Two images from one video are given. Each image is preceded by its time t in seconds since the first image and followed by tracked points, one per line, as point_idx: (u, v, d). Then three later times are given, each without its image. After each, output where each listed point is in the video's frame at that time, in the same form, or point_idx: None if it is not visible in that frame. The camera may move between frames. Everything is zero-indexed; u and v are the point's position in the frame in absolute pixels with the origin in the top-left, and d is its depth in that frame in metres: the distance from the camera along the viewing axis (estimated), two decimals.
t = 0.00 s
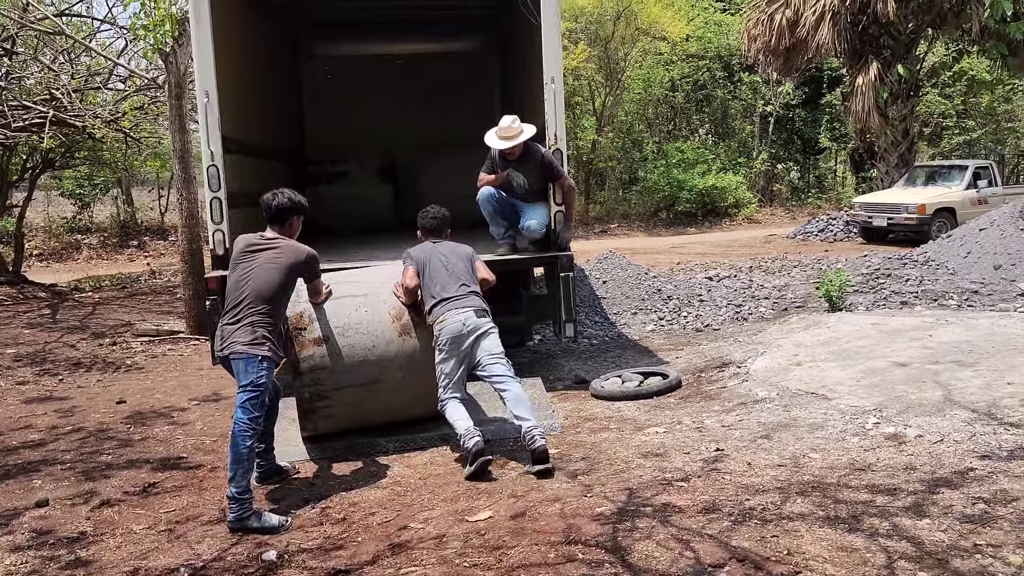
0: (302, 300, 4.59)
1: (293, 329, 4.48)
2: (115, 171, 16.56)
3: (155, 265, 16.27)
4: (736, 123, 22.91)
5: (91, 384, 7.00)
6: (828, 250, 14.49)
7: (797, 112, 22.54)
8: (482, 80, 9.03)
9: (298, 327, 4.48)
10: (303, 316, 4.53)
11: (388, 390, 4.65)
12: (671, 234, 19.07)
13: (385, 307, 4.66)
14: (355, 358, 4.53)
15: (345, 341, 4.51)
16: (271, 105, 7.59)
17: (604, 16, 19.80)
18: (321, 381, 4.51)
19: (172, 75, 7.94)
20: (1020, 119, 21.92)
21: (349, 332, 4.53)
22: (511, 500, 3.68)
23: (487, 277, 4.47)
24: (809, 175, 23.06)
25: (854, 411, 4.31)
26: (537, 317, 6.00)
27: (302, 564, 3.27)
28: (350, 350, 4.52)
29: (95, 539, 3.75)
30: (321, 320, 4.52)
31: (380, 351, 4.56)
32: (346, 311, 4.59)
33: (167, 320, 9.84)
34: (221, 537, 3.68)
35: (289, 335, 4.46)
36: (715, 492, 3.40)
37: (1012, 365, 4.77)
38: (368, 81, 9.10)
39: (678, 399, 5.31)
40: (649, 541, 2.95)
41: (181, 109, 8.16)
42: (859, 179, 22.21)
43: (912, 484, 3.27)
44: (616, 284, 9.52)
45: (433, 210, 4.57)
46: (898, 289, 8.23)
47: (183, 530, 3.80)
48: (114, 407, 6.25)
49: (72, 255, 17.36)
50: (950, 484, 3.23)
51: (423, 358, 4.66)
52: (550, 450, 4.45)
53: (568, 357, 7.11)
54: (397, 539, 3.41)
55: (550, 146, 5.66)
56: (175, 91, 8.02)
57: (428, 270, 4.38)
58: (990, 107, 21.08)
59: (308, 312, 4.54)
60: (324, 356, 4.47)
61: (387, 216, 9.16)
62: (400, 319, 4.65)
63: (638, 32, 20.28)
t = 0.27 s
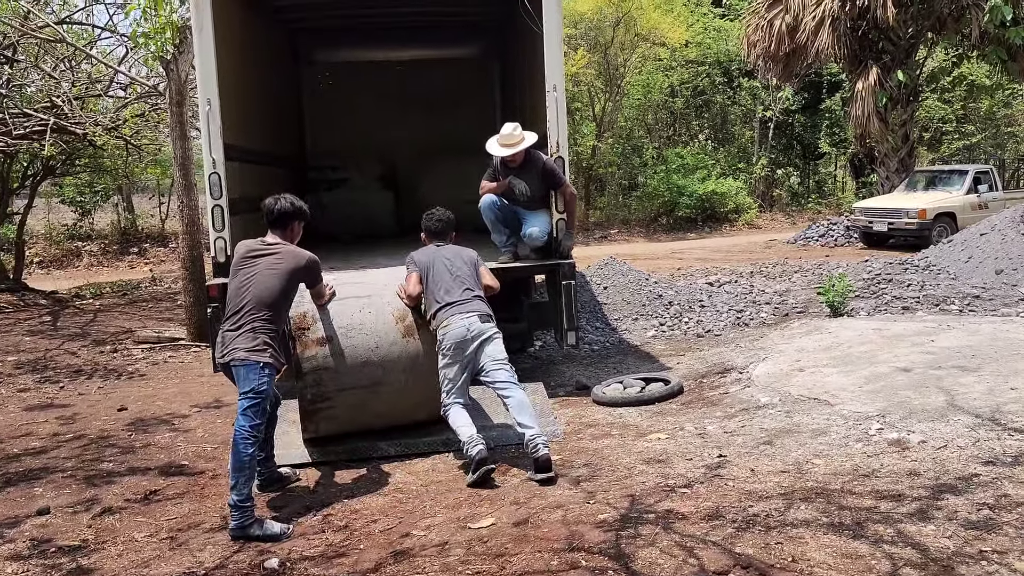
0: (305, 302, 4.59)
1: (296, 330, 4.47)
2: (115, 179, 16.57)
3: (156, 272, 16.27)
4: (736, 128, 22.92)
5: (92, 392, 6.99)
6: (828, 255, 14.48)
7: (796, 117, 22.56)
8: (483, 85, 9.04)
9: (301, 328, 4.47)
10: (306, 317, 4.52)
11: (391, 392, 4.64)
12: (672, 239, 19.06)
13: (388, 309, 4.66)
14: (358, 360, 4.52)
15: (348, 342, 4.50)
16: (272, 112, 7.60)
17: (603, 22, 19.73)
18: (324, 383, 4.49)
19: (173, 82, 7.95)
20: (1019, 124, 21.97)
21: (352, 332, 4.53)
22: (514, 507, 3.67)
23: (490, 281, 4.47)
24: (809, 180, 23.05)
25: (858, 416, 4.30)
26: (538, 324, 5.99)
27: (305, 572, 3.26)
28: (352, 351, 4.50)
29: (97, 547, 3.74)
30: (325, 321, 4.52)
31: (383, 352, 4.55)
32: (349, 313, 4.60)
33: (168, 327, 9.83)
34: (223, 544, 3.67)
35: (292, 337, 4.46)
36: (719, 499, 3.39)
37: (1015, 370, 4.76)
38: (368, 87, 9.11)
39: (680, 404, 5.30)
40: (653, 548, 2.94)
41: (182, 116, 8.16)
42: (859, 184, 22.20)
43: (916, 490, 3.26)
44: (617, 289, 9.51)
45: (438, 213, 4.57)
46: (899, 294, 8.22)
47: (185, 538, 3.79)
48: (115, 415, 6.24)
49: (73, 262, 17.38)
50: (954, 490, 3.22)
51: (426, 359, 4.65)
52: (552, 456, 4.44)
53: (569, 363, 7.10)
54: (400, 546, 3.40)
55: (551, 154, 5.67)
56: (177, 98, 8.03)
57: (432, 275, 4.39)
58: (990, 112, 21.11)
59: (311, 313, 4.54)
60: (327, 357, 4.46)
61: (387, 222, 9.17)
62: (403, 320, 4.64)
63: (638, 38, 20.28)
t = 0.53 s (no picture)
0: (305, 300, 4.60)
1: (296, 328, 4.48)
2: (116, 184, 16.59)
3: (157, 277, 16.28)
4: (736, 132, 22.95)
5: (93, 397, 7.00)
6: (829, 259, 14.49)
7: (796, 121, 22.59)
8: (483, 91, 9.06)
9: (301, 326, 4.48)
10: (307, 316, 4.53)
11: (391, 390, 4.65)
12: (672, 244, 19.06)
13: (388, 307, 4.66)
14: (358, 358, 4.52)
15: (348, 339, 4.51)
16: (273, 118, 7.61)
17: (603, 26, 19.70)
18: (324, 380, 4.49)
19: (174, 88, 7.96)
20: (1019, 127, 22.00)
21: (351, 330, 4.54)
22: (515, 511, 3.67)
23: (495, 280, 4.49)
24: (809, 184, 23.02)
25: (859, 420, 4.30)
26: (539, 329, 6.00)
27: None
28: (352, 348, 4.51)
29: (98, 552, 3.74)
30: (324, 318, 4.53)
31: (382, 350, 4.55)
32: (348, 310, 4.61)
33: (169, 332, 9.84)
34: (224, 550, 3.66)
35: (292, 335, 4.46)
36: (720, 503, 3.39)
37: (1016, 373, 4.76)
38: (369, 91, 9.13)
39: (681, 409, 5.30)
40: (654, 552, 2.94)
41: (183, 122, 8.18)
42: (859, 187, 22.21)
43: (917, 493, 3.26)
44: (617, 293, 9.51)
45: (445, 205, 4.55)
46: (899, 298, 8.22)
47: (186, 543, 3.79)
48: (116, 420, 6.24)
49: (74, 268, 17.40)
50: (956, 493, 3.22)
51: (426, 358, 4.63)
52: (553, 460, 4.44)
53: (570, 368, 7.10)
54: (401, 550, 3.40)
55: (552, 159, 5.69)
56: (177, 104, 8.04)
57: (438, 271, 4.36)
58: (989, 115, 21.14)
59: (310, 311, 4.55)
60: (327, 355, 4.46)
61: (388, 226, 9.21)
62: (403, 317, 4.64)
63: (637, 43, 20.28)
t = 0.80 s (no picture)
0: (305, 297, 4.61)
1: (296, 326, 4.48)
2: (117, 190, 16.62)
3: (157, 282, 16.29)
4: (735, 135, 22.97)
5: (93, 403, 7.00)
6: (829, 261, 14.49)
7: (796, 124, 22.61)
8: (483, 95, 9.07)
9: (301, 323, 4.48)
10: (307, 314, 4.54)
11: (391, 388, 4.65)
12: (672, 247, 19.07)
13: (388, 304, 4.66)
14: (358, 356, 4.52)
15: (348, 337, 4.51)
16: (274, 124, 7.63)
17: (602, 30, 19.69)
18: (324, 378, 4.50)
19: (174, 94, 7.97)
20: (1019, 129, 22.02)
21: (351, 327, 4.54)
22: (515, 516, 3.67)
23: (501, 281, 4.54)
24: (809, 187, 23.03)
25: (859, 423, 4.31)
26: (539, 332, 6.01)
27: None
28: (352, 346, 4.51)
29: (99, 558, 3.74)
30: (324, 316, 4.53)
31: (382, 348, 4.55)
32: (348, 308, 4.61)
33: (170, 337, 9.84)
34: (224, 555, 3.66)
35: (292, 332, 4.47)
36: (721, 507, 3.39)
37: (1016, 376, 4.76)
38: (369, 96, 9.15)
39: (681, 412, 5.30)
40: (655, 556, 2.94)
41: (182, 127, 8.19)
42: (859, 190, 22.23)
43: (917, 496, 3.26)
44: (617, 297, 9.52)
45: (452, 199, 4.55)
46: (899, 300, 8.23)
47: (187, 549, 3.78)
48: (116, 425, 6.24)
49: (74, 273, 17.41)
50: (956, 496, 3.22)
51: (425, 356, 4.63)
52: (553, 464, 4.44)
53: (570, 371, 7.10)
54: (402, 555, 3.40)
55: (551, 163, 5.71)
56: (177, 109, 8.05)
57: (451, 266, 4.32)
58: (989, 117, 21.17)
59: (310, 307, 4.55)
60: (326, 352, 4.47)
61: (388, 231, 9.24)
62: (403, 315, 4.64)
63: (637, 46, 20.27)
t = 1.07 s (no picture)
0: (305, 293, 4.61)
1: (297, 322, 4.49)
2: (117, 194, 16.64)
3: (158, 286, 16.31)
4: (735, 138, 23.00)
5: (94, 407, 7.00)
6: (829, 264, 14.50)
7: (795, 127, 22.64)
8: (482, 99, 9.06)
9: (301, 320, 4.48)
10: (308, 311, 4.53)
11: (391, 385, 4.65)
12: (672, 249, 19.08)
13: (389, 302, 4.65)
14: (357, 353, 4.52)
15: (348, 334, 4.51)
16: (274, 129, 7.66)
17: (602, 33, 19.69)
18: (324, 375, 4.51)
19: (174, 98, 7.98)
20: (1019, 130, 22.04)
21: (351, 324, 4.54)
22: (517, 519, 3.67)
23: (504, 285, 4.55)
24: (809, 189, 23.05)
25: (860, 426, 4.31)
26: (539, 336, 6.01)
27: None
28: (351, 343, 4.51)
29: (101, 562, 3.74)
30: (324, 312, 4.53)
31: (382, 345, 4.55)
32: (348, 305, 4.60)
33: (171, 341, 9.84)
34: (226, 559, 3.66)
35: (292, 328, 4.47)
36: (722, 510, 3.40)
37: (1016, 378, 4.76)
38: (369, 99, 9.17)
39: (682, 415, 5.30)
40: (656, 560, 2.94)
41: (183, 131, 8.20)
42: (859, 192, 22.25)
43: (919, 499, 3.26)
44: (618, 300, 9.52)
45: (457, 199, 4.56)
46: (900, 302, 8.23)
47: (188, 553, 3.78)
48: (117, 430, 6.24)
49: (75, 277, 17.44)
50: (957, 498, 3.22)
51: (426, 353, 4.63)
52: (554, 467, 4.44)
53: (571, 374, 7.10)
54: (403, 559, 3.40)
55: (552, 166, 5.70)
56: (178, 113, 8.06)
57: (458, 266, 4.30)
58: (989, 119, 21.19)
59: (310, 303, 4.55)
60: (326, 349, 4.47)
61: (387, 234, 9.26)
62: (404, 312, 4.63)
63: (636, 49, 20.22)
